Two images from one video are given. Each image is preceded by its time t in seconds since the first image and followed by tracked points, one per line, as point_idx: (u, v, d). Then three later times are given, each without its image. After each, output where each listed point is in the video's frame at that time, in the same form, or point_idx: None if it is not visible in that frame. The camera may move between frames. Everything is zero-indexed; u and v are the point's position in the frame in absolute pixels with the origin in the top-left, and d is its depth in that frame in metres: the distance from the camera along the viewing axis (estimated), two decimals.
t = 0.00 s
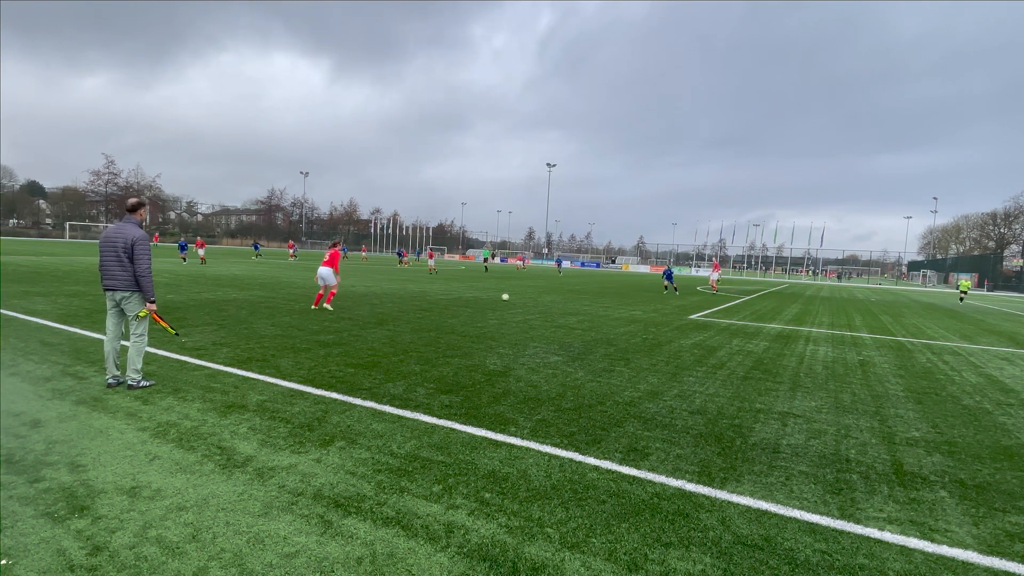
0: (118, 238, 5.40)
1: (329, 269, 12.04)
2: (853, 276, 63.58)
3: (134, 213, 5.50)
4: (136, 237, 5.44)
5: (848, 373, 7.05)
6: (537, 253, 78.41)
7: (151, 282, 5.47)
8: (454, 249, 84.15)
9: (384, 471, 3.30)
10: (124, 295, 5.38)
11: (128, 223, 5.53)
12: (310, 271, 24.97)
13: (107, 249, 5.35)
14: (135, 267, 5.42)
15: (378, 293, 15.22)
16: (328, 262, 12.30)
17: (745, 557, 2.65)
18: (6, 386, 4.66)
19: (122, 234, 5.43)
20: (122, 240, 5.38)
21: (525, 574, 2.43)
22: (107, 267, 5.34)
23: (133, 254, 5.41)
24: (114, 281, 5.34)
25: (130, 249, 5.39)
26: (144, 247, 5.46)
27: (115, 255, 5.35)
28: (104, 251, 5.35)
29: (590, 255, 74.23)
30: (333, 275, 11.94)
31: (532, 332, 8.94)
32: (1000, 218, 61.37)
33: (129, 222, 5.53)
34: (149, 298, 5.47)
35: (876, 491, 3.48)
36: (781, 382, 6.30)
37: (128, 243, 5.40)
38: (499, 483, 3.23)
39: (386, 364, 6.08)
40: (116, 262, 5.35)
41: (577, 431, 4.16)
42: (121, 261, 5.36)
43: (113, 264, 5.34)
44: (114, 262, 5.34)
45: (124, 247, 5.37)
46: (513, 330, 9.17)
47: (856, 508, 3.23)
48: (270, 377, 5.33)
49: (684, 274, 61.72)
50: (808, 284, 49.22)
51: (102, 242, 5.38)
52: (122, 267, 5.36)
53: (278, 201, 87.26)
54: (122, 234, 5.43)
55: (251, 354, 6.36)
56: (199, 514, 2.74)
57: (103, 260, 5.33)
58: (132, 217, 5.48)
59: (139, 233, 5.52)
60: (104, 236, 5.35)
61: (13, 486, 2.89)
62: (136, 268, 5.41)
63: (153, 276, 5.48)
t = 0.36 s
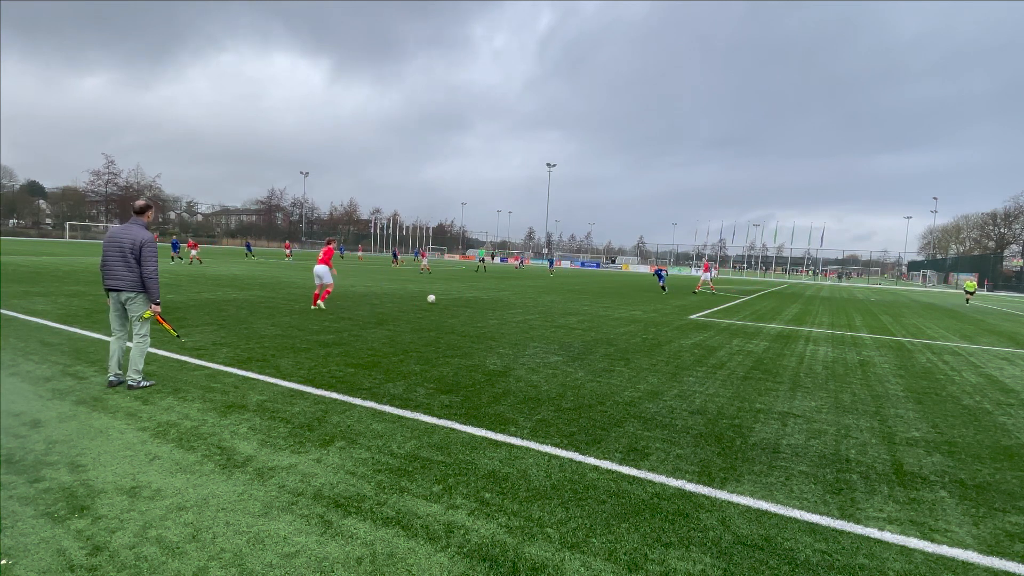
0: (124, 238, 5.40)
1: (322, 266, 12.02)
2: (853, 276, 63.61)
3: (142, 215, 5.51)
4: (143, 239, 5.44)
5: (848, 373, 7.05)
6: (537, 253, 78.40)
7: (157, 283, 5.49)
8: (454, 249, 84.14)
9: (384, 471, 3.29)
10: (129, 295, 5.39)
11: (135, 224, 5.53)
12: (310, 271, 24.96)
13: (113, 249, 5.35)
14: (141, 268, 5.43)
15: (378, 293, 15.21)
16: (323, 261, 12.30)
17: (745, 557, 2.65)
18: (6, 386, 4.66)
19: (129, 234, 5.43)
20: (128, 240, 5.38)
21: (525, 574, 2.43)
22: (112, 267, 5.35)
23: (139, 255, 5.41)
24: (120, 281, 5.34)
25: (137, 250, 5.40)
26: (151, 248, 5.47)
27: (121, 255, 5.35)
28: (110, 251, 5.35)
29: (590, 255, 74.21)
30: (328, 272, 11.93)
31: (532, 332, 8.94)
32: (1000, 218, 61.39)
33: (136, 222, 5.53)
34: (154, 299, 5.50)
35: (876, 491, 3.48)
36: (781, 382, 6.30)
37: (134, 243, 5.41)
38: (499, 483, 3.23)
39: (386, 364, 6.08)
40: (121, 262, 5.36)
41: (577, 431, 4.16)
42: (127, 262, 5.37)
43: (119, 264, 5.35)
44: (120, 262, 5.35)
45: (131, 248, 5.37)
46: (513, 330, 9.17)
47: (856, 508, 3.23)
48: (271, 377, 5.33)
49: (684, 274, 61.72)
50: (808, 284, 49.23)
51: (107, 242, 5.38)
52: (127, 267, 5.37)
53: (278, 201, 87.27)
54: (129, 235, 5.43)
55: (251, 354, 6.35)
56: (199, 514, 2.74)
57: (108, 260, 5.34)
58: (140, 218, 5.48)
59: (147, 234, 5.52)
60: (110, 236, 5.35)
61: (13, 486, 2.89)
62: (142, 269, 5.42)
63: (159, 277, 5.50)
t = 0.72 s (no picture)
0: (125, 239, 5.41)
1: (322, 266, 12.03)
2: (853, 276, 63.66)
3: (141, 215, 5.51)
4: (143, 239, 5.44)
5: (848, 373, 7.05)
6: (537, 253, 78.42)
7: (157, 283, 5.49)
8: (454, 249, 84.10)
9: (384, 471, 3.29)
10: (130, 295, 5.39)
11: (136, 224, 5.53)
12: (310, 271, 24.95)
13: (113, 249, 5.36)
14: (141, 268, 5.43)
15: (378, 294, 15.21)
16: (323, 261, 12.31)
17: (745, 558, 2.65)
18: (6, 386, 4.66)
19: (129, 234, 5.43)
20: (128, 240, 5.38)
21: (525, 574, 2.43)
22: (113, 267, 5.35)
23: (139, 256, 5.41)
24: (120, 281, 5.34)
25: (137, 250, 5.40)
26: (151, 248, 5.47)
27: (121, 255, 5.35)
28: (110, 251, 5.35)
29: (590, 255, 74.16)
30: (328, 272, 11.93)
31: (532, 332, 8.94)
32: (1000, 218, 61.40)
33: (137, 223, 5.53)
34: (154, 300, 5.51)
35: (876, 491, 3.48)
36: (781, 382, 6.30)
37: (134, 243, 5.41)
38: (499, 483, 3.23)
39: (386, 364, 6.08)
40: (122, 262, 5.36)
41: (577, 431, 4.16)
42: (127, 261, 5.37)
43: (119, 264, 5.35)
44: (120, 262, 5.35)
45: (131, 248, 5.38)
46: (513, 330, 9.17)
47: (856, 508, 3.23)
48: (270, 377, 5.32)
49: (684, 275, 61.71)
50: (808, 284, 49.26)
51: (107, 241, 5.38)
52: (128, 267, 5.37)
53: (278, 201, 87.28)
54: (129, 235, 5.42)
55: (251, 354, 6.35)
56: (199, 514, 2.74)
57: (108, 260, 5.34)
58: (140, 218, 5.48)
59: (147, 234, 5.52)
60: (111, 236, 5.35)
61: (13, 487, 2.89)
62: (142, 269, 5.43)
63: (160, 277, 5.50)
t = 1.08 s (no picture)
0: (125, 238, 5.41)
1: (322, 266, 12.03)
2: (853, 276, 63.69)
3: (142, 215, 5.51)
4: (143, 239, 5.44)
5: (849, 373, 7.05)
6: (537, 253, 78.45)
7: (157, 284, 5.49)
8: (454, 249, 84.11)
9: (384, 471, 3.29)
10: (130, 295, 5.39)
11: (136, 224, 5.53)
12: (310, 271, 24.95)
13: (113, 249, 5.36)
14: (141, 268, 5.43)
15: (378, 294, 15.20)
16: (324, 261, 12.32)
17: (745, 557, 2.65)
18: (6, 386, 4.66)
19: (129, 234, 5.43)
20: (128, 240, 5.38)
21: (525, 574, 2.43)
22: (113, 267, 5.36)
23: (139, 256, 5.41)
24: (120, 281, 5.34)
25: (137, 250, 5.40)
26: (151, 248, 5.47)
27: (121, 255, 5.35)
28: (110, 251, 5.35)
29: (590, 255, 74.17)
30: (328, 272, 11.94)
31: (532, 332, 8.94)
32: (1000, 218, 61.40)
33: (137, 223, 5.53)
34: (154, 300, 5.51)
35: (876, 491, 3.48)
36: (781, 382, 6.30)
37: (134, 243, 5.41)
38: (499, 483, 3.23)
39: (386, 364, 6.08)
40: (122, 262, 5.36)
41: (577, 431, 4.16)
42: (127, 262, 5.37)
43: (119, 264, 5.35)
44: (120, 262, 5.35)
45: (131, 248, 5.38)
46: (513, 330, 9.17)
47: (856, 508, 3.23)
48: (270, 377, 5.32)
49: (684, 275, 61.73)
50: (808, 284, 49.28)
51: (107, 242, 5.38)
52: (128, 267, 5.37)
53: (278, 201, 87.30)
54: (129, 235, 5.43)
55: (251, 354, 6.35)
56: (199, 514, 2.74)
57: (108, 260, 5.34)
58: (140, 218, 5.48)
59: (147, 235, 5.52)
60: (111, 236, 5.35)
61: (13, 487, 2.89)
62: (142, 269, 5.43)
63: (160, 277, 5.50)
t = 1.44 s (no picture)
0: (125, 238, 5.41)
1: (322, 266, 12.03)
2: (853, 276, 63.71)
3: (142, 215, 5.51)
4: (143, 239, 5.44)
5: (848, 373, 7.05)
6: (537, 253, 78.48)
7: (157, 284, 5.48)
8: (454, 249, 84.12)
9: (384, 471, 3.29)
10: (130, 295, 5.38)
11: (136, 224, 5.53)
12: (310, 271, 24.97)
13: (113, 249, 5.36)
14: (141, 268, 5.44)
15: (378, 294, 15.20)
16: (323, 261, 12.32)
17: (745, 557, 2.65)
18: (5, 386, 4.66)
19: (129, 234, 5.43)
20: (129, 240, 5.38)
21: (525, 574, 2.43)
22: (113, 266, 5.36)
23: (139, 256, 5.41)
24: (120, 281, 5.34)
25: (137, 250, 5.40)
26: (151, 248, 5.47)
27: (121, 255, 5.35)
28: (110, 251, 5.35)
29: (590, 255, 74.25)
30: (328, 272, 11.94)
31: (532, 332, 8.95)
32: (1000, 218, 61.40)
33: (137, 223, 5.53)
34: (154, 300, 5.51)
35: (876, 491, 3.48)
36: (781, 382, 6.30)
37: (134, 243, 5.41)
38: (499, 483, 3.23)
39: (386, 364, 6.09)
40: (121, 262, 5.36)
41: (577, 431, 4.16)
42: (127, 262, 5.37)
43: (119, 264, 5.35)
44: (120, 262, 5.35)
45: (131, 248, 5.38)
46: (513, 330, 9.17)
47: (856, 508, 3.23)
48: (270, 377, 5.32)
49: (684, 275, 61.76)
50: (808, 284, 49.30)
51: (107, 241, 5.38)
52: (128, 267, 5.37)
53: (278, 201, 87.31)
54: (129, 235, 5.42)
55: (251, 354, 6.35)
56: (199, 514, 2.74)
57: (108, 260, 5.34)
58: (140, 219, 5.48)
59: (147, 235, 5.52)
60: (111, 236, 5.35)
61: (13, 486, 2.89)
62: (142, 269, 5.43)
63: (160, 277, 5.50)
